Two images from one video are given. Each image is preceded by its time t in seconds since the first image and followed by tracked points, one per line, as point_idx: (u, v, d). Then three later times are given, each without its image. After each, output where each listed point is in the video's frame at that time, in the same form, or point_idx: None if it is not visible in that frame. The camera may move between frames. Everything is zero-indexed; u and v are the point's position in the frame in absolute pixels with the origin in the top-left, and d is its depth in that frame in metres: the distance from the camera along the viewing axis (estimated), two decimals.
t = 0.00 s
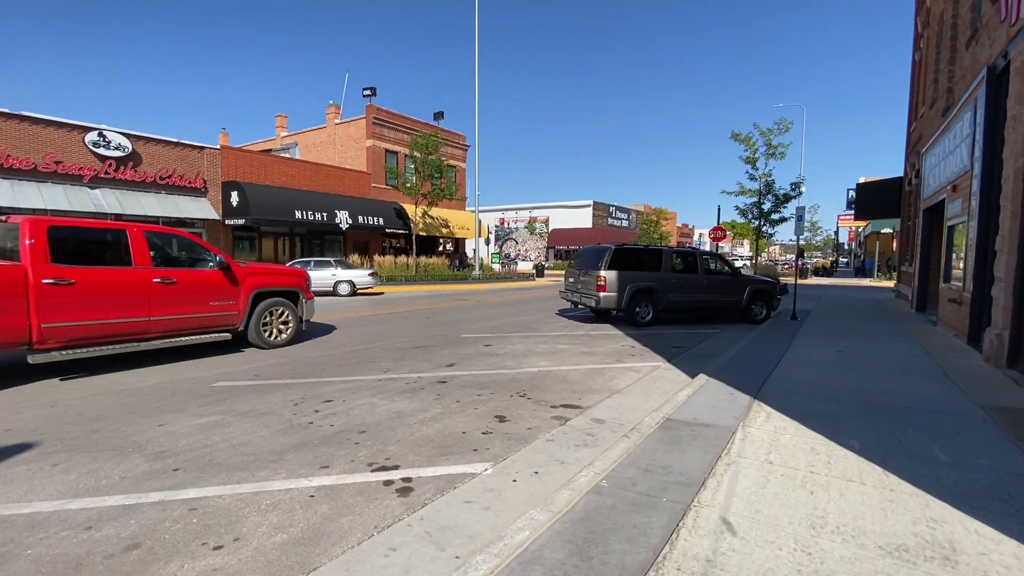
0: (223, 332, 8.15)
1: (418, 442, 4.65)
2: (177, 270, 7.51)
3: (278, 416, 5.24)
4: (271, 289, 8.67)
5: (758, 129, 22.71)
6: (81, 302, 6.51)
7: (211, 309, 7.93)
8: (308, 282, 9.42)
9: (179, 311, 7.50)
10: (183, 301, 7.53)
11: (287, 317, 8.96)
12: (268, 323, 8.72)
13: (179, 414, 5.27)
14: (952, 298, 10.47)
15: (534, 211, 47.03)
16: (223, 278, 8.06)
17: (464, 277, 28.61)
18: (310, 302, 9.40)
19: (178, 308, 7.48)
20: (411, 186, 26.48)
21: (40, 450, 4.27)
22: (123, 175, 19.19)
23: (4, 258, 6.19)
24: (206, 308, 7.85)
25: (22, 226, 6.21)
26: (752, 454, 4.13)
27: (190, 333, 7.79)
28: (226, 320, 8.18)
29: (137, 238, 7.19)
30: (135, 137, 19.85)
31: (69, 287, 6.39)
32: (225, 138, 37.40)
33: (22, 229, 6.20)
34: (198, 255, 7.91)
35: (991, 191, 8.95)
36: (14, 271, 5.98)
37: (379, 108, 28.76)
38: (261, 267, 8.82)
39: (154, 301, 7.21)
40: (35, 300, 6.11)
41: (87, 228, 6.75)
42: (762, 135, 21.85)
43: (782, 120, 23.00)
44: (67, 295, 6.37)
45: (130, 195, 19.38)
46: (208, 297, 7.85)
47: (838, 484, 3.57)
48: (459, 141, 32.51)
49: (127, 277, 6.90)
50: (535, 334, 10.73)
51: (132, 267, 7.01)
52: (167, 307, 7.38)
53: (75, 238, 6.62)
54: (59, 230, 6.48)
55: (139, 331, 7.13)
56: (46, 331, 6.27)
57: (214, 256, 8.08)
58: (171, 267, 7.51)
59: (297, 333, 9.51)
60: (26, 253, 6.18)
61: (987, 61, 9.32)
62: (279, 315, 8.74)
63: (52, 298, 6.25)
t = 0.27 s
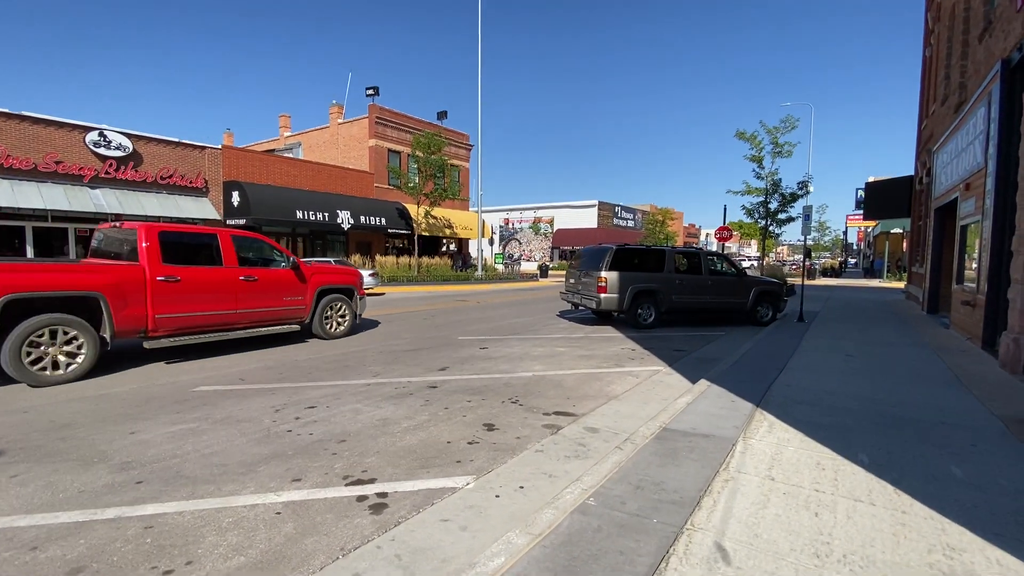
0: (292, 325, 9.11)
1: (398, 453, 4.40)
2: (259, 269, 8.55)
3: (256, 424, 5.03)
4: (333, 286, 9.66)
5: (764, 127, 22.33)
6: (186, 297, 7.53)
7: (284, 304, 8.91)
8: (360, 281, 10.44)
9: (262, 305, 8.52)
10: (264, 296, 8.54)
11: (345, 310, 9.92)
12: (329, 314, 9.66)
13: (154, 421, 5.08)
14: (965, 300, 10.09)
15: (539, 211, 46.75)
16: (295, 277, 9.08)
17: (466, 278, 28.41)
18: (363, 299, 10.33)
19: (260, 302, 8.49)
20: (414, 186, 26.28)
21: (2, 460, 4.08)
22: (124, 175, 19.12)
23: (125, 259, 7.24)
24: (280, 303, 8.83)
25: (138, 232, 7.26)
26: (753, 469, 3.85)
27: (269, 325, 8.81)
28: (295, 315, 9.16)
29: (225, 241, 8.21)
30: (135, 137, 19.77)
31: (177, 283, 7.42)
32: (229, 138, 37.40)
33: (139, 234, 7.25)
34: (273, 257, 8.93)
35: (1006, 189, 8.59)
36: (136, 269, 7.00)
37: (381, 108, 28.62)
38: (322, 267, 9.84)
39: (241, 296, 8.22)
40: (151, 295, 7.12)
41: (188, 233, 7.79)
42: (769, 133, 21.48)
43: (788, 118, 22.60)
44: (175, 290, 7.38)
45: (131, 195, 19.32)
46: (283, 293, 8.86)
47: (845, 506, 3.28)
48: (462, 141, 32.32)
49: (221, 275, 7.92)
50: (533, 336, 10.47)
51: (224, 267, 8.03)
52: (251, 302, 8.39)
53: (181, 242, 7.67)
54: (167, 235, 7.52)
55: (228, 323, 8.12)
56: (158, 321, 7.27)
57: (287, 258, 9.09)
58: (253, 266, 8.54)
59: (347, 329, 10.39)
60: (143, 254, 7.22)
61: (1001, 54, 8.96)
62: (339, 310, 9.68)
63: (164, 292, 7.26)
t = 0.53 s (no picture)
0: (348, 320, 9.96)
1: (377, 466, 4.12)
2: (322, 268, 9.43)
3: (231, 432, 4.77)
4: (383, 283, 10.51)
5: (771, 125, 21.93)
6: (265, 292, 8.46)
7: (341, 299, 9.77)
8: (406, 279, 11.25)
9: (325, 300, 9.43)
10: (327, 292, 9.45)
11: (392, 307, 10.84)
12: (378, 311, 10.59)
13: (126, 428, 4.84)
14: (981, 303, 9.70)
15: (543, 211, 46.41)
16: (351, 275, 9.92)
17: (469, 278, 28.13)
18: (409, 295, 11.11)
19: (324, 297, 9.40)
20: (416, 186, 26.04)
21: None
22: (123, 175, 18.98)
23: (215, 258, 8.21)
24: (338, 299, 9.69)
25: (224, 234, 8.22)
26: (759, 487, 3.54)
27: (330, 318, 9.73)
28: (351, 310, 10.01)
29: (295, 244, 9.07)
30: (135, 136, 19.60)
31: (258, 280, 8.33)
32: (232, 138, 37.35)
33: (226, 236, 8.21)
34: (333, 256, 9.77)
35: None
36: (226, 267, 7.96)
37: (384, 108, 28.42)
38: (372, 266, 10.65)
39: (308, 292, 9.12)
40: (237, 290, 8.06)
41: (264, 236, 8.71)
42: (776, 131, 21.08)
43: (796, 116, 22.19)
44: (256, 286, 8.30)
45: (130, 195, 19.20)
46: (341, 290, 9.73)
47: (861, 531, 2.96)
48: (465, 141, 32.08)
49: (293, 273, 8.83)
50: (532, 339, 10.17)
51: (293, 265, 8.91)
52: (316, 297, 9.28)
53: (260, 243, 8.61)
54: (249, 237, 8.49)
55: (296, 316, 9.01)
56: (242, 314, 8.21)
57: (344, 257, 9.94)
58: (317, 265, 9.40)
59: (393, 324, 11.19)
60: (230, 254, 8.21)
61: (1020, 46, 8.58)
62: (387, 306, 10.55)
63: (247, 288, 8.20)
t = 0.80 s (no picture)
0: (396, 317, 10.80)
1: (353, 487, 3.83)
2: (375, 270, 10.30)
3: (203, 447, 4.50)
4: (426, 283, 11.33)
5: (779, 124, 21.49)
6: (329, 291, 9.32)
7: (390, 299, 10.64)
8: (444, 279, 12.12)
9: (377, 299, 10.29)
10: (378, 292, 10.32)
11: (433, 306, 11.70)
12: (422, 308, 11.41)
13: (95, 441, 4.59)
14: (1001, 307, 9.28)
15: (547, 212, 46.07)
16: (397, 276, 10.76)
17: (472, 280, 27.88)
18: (448, 294, 11.95)
19: (376, 297, 10.26)
20: (418, 186, 25.80)
21: None
22: (123, 176, 18.84)
23: (286, 261, 9.06)
24: (387, 298, 10.53)
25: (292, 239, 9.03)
26: (767, 517, 3.22)
27: (380, 315, 10.59)
28: (398, 308, 10.85)
29: (351, 248, 9.93)
30: (135, 137, 19.42)
31: (324, 281, 9.20)
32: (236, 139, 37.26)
33: (296, 241, 9.06)
34: (383, 259, 10.64)
35: None
36: (298, 270, 8.83)
37: (386, 108, 28.24)
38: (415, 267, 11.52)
39: (363, 291, 9.97)
40: (308, 289, 8.92)
41: (327, 240, 9.56)
42: (784, 130, 20.64)
43: (804, 114, 21.75)
44: (323, 286, 9.17)
45: (130, 196, 19.06)
46: (389, 290, 10.57)
47: (883, 573, 2.64)
48: (468, 141, 31.85)
49: (352, 274, 9.68)
50: (531, 344, 9.86)
51: (351, 267, 9.76)
52: (369, 296, 10.13)
53: (324, 248, 9.45)
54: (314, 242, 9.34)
55: (354, 314, 9.84)
56: (311, 311, 9.08)
57: (391, 259, 10.77)
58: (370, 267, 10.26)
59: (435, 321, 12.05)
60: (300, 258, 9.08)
61: None
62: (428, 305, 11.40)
63: (316, 288, 9.06)
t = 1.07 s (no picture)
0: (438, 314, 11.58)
1: (323, 503, 3.57)
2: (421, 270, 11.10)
3: (172, 458, 4.27)
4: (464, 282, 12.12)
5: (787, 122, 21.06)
6: (382, 290, 10.15)
7: (433, 296, 11.42)
8: (479, 279, 12.89)
9: (422, 297, 11.07)
10: (424, 290, 11.10)
11: (470, 303, 12.48)
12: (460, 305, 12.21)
13: (61, 450, 4.38)
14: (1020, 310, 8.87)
15: (553, 212, 45.74)
16: (439, 276, 11.53)
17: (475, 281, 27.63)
18: (483, 292, 12.73)
19: (422, 294, 11.04)
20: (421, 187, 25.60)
21: None
22: (124, 176, 18.78)
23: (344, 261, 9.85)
24: (430, 296, 11.32)
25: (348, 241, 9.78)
26: (769, 543, 2.92)
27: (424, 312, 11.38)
28: (440, 305, 11.64)
29: (399, 249, 10.70)
30: (137, 137, 19.36)
31: (378, 280, 10.00)
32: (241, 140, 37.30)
33: (353, 243, 9.85)
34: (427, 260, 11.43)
35: None
36: (357, 270, 9.67)
37: (390, 108, 28.08)
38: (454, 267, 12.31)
39: (411, 290, 10.78)
40: (365, 288, 9.75)
41: (379, 243, 10.35)
42: (792, 128, 20.21)
43: (813, 112, 21.29)
44: (378, 285, 10.00)
45: (131, 196, 19.00)
46: (433, 288, 11.35)
47: None
48: (472, 141, 31.63)
49: (401, 273, 10.47)
50: (529, 347, 9.58)
51: (400, 267, 10.54)
52: (416, 294, 10.93)
53: (377, 249, 10.25)
54: (370, 244, 10.13)
55: (402, 311, 10.67)
56: (367, 308, 9.93)
57: (433, 260, 11.54)
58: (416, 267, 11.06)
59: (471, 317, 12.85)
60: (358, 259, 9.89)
61: None
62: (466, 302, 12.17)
63: (371, 286, 9.89)
